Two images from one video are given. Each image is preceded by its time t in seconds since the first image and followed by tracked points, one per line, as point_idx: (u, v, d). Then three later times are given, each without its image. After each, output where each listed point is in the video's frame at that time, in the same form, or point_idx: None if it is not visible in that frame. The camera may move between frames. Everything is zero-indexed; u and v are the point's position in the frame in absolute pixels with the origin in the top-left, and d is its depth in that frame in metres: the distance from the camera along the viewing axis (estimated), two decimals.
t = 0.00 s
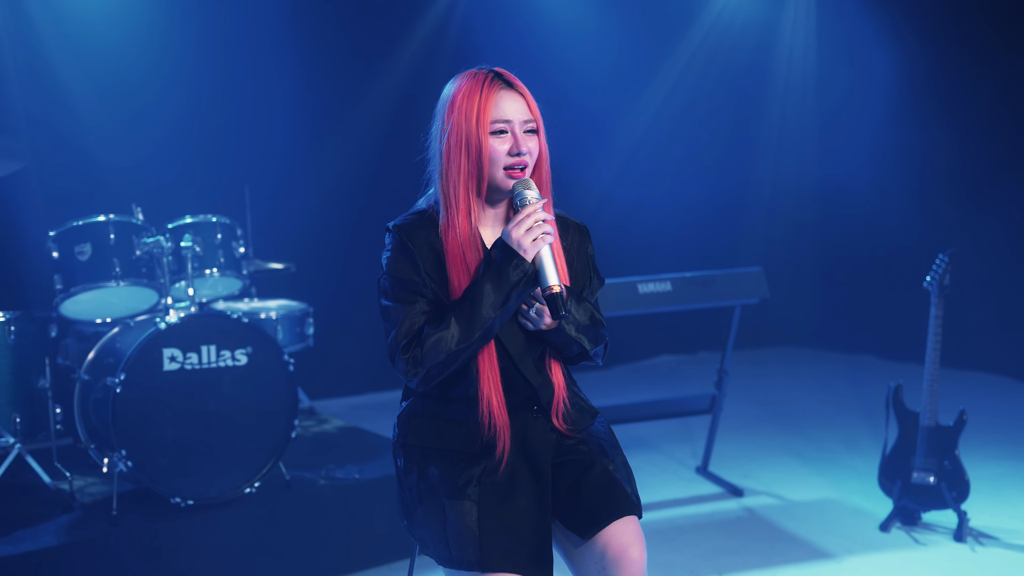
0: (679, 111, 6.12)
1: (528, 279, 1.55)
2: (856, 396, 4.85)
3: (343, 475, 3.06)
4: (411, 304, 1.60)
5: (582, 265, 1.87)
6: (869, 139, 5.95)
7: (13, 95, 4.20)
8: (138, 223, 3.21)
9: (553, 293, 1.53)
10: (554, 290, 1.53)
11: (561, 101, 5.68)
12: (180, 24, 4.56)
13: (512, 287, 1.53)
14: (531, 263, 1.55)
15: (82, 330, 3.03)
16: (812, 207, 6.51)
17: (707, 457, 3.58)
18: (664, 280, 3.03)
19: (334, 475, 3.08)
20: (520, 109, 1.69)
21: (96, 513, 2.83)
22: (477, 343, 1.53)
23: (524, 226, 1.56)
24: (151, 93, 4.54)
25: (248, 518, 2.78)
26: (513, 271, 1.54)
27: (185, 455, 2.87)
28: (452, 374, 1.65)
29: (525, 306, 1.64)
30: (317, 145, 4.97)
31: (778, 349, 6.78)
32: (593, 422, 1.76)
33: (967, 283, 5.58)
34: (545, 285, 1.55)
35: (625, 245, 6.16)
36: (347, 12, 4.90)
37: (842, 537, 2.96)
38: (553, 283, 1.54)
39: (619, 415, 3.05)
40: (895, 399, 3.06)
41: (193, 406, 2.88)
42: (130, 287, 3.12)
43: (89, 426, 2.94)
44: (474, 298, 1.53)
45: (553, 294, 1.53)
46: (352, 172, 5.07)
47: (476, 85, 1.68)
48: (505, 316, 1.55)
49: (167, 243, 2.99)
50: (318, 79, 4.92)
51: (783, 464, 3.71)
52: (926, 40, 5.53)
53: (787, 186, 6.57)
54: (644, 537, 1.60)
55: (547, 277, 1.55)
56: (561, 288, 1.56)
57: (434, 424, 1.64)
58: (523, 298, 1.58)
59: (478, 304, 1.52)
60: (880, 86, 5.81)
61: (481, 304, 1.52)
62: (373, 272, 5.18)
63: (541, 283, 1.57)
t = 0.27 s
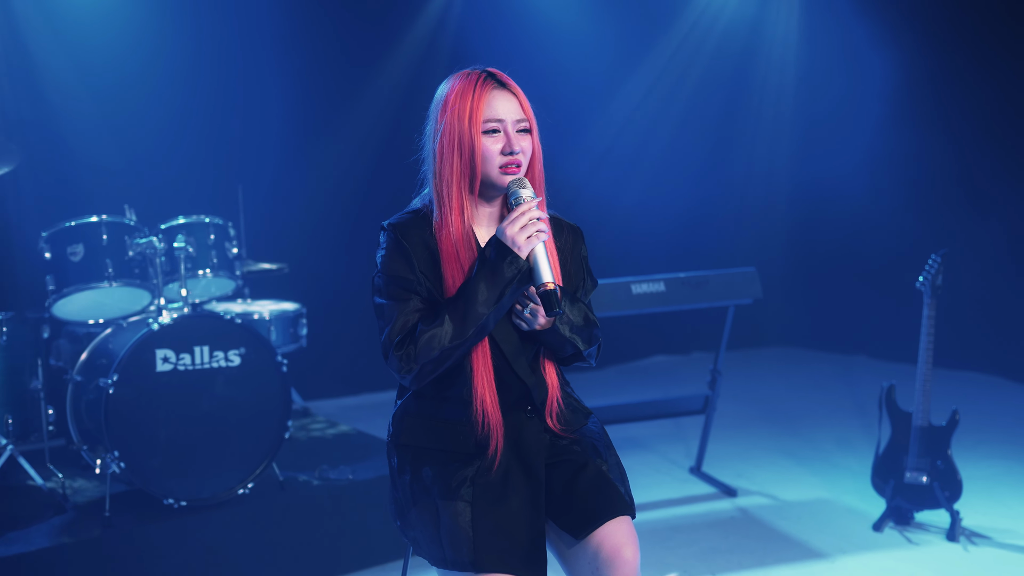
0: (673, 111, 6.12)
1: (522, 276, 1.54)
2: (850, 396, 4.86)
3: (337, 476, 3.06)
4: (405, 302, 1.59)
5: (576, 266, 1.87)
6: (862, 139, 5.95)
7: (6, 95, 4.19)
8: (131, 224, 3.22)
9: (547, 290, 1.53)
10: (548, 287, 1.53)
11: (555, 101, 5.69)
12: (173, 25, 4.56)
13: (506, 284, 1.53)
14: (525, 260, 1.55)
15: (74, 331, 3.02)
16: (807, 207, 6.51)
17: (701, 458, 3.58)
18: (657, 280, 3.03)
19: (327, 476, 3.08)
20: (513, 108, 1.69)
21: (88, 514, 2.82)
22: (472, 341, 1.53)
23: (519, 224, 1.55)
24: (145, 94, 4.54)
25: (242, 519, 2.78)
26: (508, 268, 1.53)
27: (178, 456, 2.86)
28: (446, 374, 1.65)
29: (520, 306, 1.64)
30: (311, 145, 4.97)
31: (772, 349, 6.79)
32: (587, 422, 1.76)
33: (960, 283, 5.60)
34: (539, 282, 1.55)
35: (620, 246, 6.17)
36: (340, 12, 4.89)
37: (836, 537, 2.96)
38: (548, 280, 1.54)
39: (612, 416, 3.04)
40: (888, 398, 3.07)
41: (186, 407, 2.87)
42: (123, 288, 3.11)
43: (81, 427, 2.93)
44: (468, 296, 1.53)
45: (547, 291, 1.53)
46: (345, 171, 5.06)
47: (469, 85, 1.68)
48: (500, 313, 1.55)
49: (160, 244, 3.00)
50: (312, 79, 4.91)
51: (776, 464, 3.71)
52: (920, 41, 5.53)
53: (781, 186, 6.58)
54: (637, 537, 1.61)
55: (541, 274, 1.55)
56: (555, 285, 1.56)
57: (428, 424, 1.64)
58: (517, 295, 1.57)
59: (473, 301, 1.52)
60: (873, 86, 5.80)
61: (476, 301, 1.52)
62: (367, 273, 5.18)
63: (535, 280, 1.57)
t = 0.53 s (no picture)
0: (670, 110, 6.12)
1: (518, 271, 1.54)
2: (847, 396, 4.86)
3: (332, 475, 3.06)
4: (402, 299, 1.59)
5: (572, 267, 1.87)
6: (859, 138, 5.95)
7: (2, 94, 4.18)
8: (127, 224, 3.21)
9: (544, 282, 1.51)
10: (544, 279, 1.51)
11: (551, 101, 5.68)
12: (169, 25, 4.55)
13: (504, 279, 1.53)
14: (521, 254, 1.54)
15: (70, 331, 3.03)
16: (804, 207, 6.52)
17: (697, 457, 3.58)
18: (653, 279, 3.03)
19: (323, 476, 3.07)
20: (507, 106, 1.69)
21: (83, 515, 2.81)
22: (469, 337, 1.52)
23: (514, 218, 1.54)
24: (142, 94, 4.54)
25: (237, 519, 2.78)
26: (504, 261, 1.53)
27: (173, 456, 2.86)
28: (443, 373, 1.65)
29: (517, 306, 1.65)
30: (308, 144, 4.97)
31: (769, 349, 6.80)
32: (582, 422, 1.76)
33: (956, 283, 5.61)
34: (534, 276, 1.53)
35: (617, 246, 6.18)
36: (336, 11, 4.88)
37: (831, 536, 2.96)
38: (544, 273, 1.53)
39: (608, 415, 3.04)
40: (884, 398, 3.07)
41: (182, 407, 2.87)
42: (118, 288, 3.10)
43: (77, 427, 2.92)
44: (466, 291, 1.53)
45: (543, 282, 1.51)
46: (342, 171, 5.06)
47: (463, 84, 1.68)
48: (497, 308, 1.55)
49: (155, 243, 2.99)
50: (308, 78, 4.91)
51: (772, 463, 3.72)
52: (915, 41, 5.53)
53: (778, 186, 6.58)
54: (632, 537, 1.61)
55: (537, 267, 1.54)
56: (551, 277, 1.54)
57: (424, 423, 1.64)
58: (514, 289, 1.57)
59: (470, 297, 1.52)
60: (869, 86, 5.80)
61: (473, 296, 1.52)
62: (363, 273, 5.18)
63: (531, 274, 1.56)
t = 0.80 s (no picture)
0: (665, 109, 6.13)
1: (515, 272, 1.54)
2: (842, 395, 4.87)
3: (327, 476, 3.06)
4: (398, 299, 1.59)
5: (567, 267, 1.87)
6: (854, 138, 5.97)
7: None
8: (121, 224, 3.21)
9: (540, 284, 1.53)
10: (541, 281, 1.52)
11: (546, 101, 5.68)
12: (164, 24, 4.55)
13: (500, 279, 1.52)
14: (518, 256, 1.54)
15: (63, 331, 3.01)
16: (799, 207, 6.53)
17: (691, 457, 3.59)
18: (648, 279, 3.04)
19: (318, 476, 3.07)
20: (496, 103, 1.69)
21: (76, 515, 2.81)
22: (465, 337, 1.52)
23: (510, 219, 1.54)
24: (137, 95, 4.55)
25: (231, 519, 2.77)
26: (500, 263, 1.52)
27: (167, 456, 2.85)
28: (438, 373, 1.65)
29: (511, 308, 1.64)
30: (303, 144, 4.96)
31: (764, 349, 6.81)
32: (577, 421, 1.76)
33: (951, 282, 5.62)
34: (531, 277, 1.55)
35: (612, 246, 6.18)
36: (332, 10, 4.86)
37: (825, 535, 2.97)
38: (540, 275, 1.54)
39: (603, 415, 3.04)
40: (878, 397, 3.08)
41: (176, 407, 2.87)
42: (112, 288, 3.11)
43: (70, 427, 2.91)
44: (461, 292, 1.52)
45: (540, 285, 1.53)
46: (337, 171, 5.06)
47: (452, 83, 1.69)
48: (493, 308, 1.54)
49: (149, 243, 2.99)
50: (303, 77, 4.91)
51: (767, 463, 3.72)
52: (911, 42, 5.53)
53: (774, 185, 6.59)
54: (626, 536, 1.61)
55: (533, 269, 1.55)
56: (547, 279, 1.55)
57: (419, 423, 1.64)
58: (510, 291, 1.56)
59: (466, 297, 1.51)
60: (864, 86, 5.81)
61: (469, 297, 1.51)
62: (358, 272, 5.18)
63: (528, 275, 1.56)
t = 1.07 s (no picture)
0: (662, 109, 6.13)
1: (509, 265, 1.54)
2: (838, 394, 4.88)
3: (323, 475, 3.06)
4: (394, 296, 1.59)
5: (563, 266, 1.87)
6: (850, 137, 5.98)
7: None
8: (116, 222, 3.19)
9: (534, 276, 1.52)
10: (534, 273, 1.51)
11: (543, 101, 5.69)
12: (160, 23, 4.55)
13: (494, 273, 1.52)
14: (511, 249, 1.54)
15: (59, 330, 3.02)
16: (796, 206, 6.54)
17: (688, 456, 3.59)
18: (644, 278, 3.04)
19: (314, 475, 3.07)
20: (491, 99, 1.69)
21: (72, 515, 2.80)
22: (461, 332, 1.52)
23: (503, 212, 1.54)
24: (133, 94, 4.54)
25: (228, 519, 2.77)
26: (494, 256, 1.52)
27: (164, 455, 2.85)
28: (435, 371, 1.65)
29: (507, 304, 1.64)
30: (299, 143, 4.96)
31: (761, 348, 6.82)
32: (573, 421, 1.76)
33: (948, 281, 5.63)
34: (525, 269, 1.54)
35: (609, 246, 6.19)
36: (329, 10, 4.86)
37: (822, 534, 2.98)
38: (534, 266, 1.53)
39: (599, 414, 3.05)
40: (874, 396, 3.08)
41: (172, 406, 2.86)
42: (108, 287, 3.11)
43: (66, 426, 2.91)
44: (456, 286, 1.52)
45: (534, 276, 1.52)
46: (334, 170, 5.05)
47: (446, 80, 1.69)
48: (488, 303, 1.55)
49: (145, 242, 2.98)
50: (299, 77, 4.90)
51: (763, 461, 3.73)
52: (907, 42, 5.55)
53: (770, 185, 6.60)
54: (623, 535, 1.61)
55: (527, 261, 1.54)
56: (541, 271, 1.55)
57: (416, 421, 1.64)
58: (504, 284, 1.56)
59: (461, 291, 1.51)
60: (861, 85, 5.82)
61: (464, 292, 1.51)
62: (355, 272, 5.18)
63: (522, 268, 1.56)
